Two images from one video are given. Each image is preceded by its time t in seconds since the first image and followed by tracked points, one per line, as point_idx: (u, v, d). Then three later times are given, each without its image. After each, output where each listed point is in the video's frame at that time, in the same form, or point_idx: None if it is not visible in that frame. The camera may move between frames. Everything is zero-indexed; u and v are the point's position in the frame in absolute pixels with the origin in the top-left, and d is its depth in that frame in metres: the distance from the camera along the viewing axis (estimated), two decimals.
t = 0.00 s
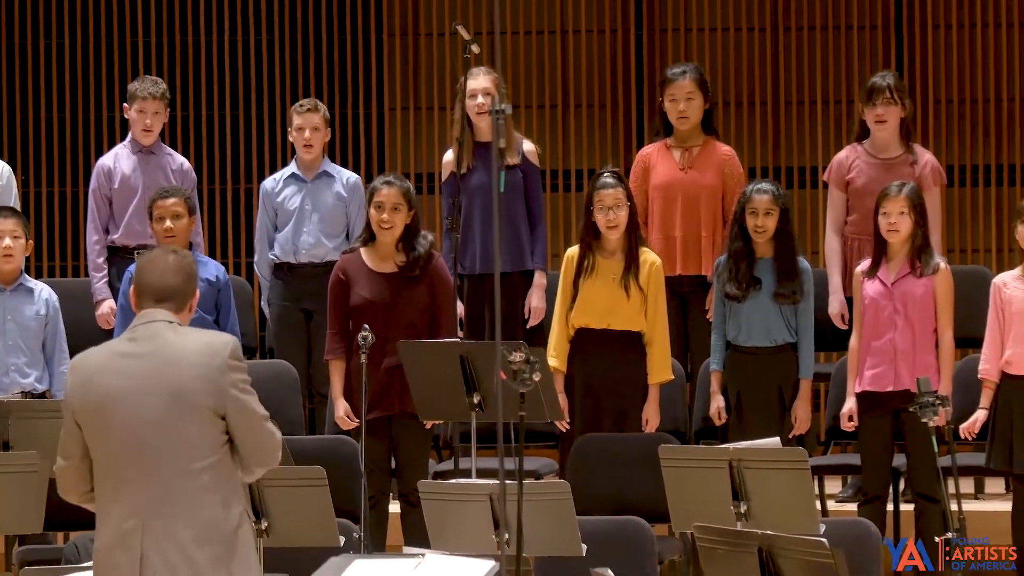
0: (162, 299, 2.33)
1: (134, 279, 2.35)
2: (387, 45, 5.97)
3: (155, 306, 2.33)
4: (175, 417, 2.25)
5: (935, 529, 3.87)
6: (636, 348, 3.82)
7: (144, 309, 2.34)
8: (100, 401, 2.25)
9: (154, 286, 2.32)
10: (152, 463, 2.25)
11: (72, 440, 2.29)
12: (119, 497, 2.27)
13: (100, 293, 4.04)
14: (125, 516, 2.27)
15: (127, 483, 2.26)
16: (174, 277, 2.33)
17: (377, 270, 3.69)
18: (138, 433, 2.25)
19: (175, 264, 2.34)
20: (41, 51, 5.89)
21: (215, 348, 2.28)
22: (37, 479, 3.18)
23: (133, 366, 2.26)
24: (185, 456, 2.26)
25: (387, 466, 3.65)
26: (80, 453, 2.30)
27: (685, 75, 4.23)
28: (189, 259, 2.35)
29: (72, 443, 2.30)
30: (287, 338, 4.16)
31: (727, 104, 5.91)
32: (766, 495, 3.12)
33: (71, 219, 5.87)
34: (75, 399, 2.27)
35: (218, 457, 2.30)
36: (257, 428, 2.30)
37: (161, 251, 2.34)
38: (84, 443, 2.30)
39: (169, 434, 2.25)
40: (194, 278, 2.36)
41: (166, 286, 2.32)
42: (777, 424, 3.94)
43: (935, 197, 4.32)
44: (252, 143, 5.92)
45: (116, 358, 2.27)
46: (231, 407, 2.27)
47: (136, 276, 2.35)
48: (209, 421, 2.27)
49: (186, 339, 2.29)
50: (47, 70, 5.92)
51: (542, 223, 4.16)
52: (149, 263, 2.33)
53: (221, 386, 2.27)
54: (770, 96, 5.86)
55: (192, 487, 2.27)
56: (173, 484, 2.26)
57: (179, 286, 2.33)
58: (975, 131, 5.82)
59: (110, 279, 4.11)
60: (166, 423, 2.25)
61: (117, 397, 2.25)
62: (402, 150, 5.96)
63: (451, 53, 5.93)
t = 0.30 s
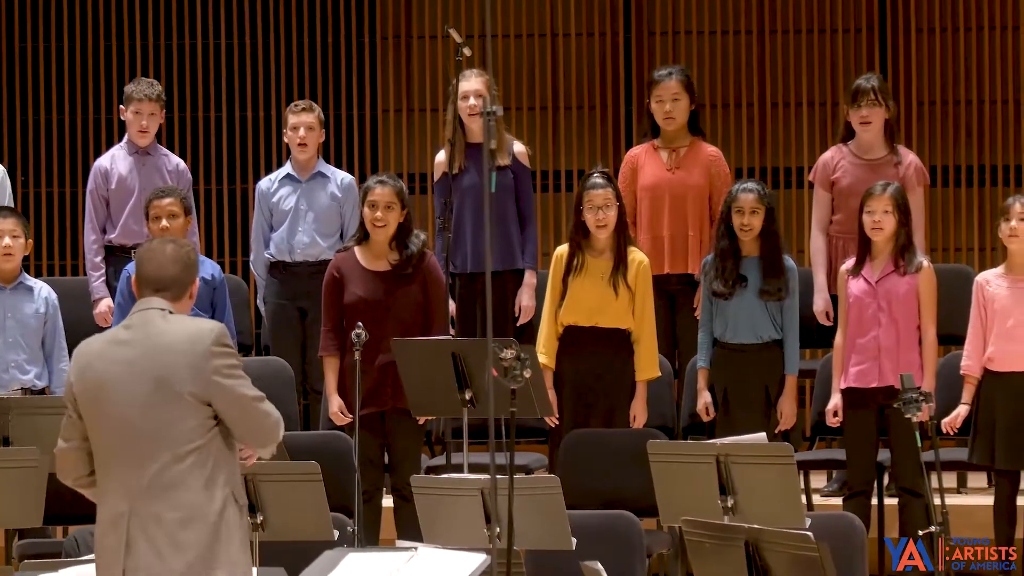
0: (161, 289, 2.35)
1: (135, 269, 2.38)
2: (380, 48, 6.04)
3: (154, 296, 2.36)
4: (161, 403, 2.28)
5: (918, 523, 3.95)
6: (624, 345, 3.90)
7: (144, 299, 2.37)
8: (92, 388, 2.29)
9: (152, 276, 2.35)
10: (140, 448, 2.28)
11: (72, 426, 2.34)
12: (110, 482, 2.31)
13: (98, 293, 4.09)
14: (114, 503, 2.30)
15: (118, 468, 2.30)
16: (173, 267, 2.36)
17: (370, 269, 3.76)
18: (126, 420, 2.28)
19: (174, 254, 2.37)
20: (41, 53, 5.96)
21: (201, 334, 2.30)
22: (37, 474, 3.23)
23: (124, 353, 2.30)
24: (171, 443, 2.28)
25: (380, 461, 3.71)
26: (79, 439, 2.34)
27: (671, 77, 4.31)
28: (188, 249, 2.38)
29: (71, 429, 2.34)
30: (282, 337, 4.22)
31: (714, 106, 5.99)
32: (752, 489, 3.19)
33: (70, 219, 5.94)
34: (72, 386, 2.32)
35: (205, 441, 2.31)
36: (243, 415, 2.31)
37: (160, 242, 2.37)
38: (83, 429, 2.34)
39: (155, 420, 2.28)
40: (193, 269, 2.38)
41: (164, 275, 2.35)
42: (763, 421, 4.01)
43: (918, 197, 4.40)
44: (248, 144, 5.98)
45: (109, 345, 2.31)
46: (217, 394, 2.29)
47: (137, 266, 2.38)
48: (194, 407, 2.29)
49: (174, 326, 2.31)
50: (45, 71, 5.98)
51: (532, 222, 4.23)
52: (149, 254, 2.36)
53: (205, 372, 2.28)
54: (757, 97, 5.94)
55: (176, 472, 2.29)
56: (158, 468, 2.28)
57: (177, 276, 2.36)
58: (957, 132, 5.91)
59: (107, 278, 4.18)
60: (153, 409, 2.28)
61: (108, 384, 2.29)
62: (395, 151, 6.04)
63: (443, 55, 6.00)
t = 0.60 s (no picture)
0: (158, 293, 2.38)
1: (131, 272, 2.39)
2: (372, 50, 6.07)
3: (151, 300, 2.38)
4: (156, 403, 2.29)
5: (905, 521, 3.99)
6: (613, 344, 3.94)
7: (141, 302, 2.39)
8: (88, 389, 2.31)
9: (149, 280, 2.37)
10: (136, 447, 2.30)
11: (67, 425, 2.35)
12: (104, 480, 2.33)
13: (92, 293, 4.13)
14: (107, 503, 2.32)
15: (114, 467, 2.32)
16: (170, 272, 2.37)
17: (363, 269, 3.80)
18: (121, 421, 2.29)
19: (170, 258, 2.38)
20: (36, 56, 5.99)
21: (197, 336, 2.32)
22: (31, 472, 3.26)
23: (121, 355, 2.31)
24: (167, 443, 2.30)
25: (372, 460, 3.75)
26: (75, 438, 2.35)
27: (659, 79, 4.34)
28: (184, 253, 2.39)
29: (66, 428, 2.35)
30: (274, 336, 4.26)
31: (703, 107, 6.03)
32: (740, 488, 3.22)
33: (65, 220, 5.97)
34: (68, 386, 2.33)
35: (201, 440, 2.33)
36: (241, 417, 2.33)
37: (157, 245, 2.38)
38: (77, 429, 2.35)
39: (150, 420, 2.29)
40: (189, 272, 2.40)
41: (160, 279, 2.37)
42: (751, 420, 4.05)
43: (905, 198, 4.44)
44: (241, 146, 6.02)
45: (106, 347, 2.33)
46: (214, 395, 2.31)
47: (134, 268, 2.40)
48: (190, 407, 2.31)
49: (171, 329, 2.33)
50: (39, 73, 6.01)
51: (522, 223, 4.26)
52: (146, 258, 2.37)
53: (201, 373, 2.31)
54: (745, 99, 5.98)
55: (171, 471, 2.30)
56: (153, 467, 2.30)
57: (174, 280, 2.37)
58: (945, 134, 5.96)
59: (101, 278, 4.21)
60: (149, 409, 2.29)
61: (104, 385, 2.30)
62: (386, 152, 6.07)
63: (434, 57, 6.04)
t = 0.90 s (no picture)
0: (154, 299, 2.32)
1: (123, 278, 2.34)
2: (364, 50, 6.10)
3: (146, 306, 2.33)
4: (166, 413, 2.22)
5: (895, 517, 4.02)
6: (603, 342, 3.97)
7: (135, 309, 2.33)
8: (90, 393, 2.23)
9: (145, 286, 2.32)
10: (142, 457, 2.21)
11: (60, 433, 2.26)
12: (105, 490, 2.23)
13: (87, 291, 4.16)
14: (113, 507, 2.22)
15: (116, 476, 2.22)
16: (165, 277, 2.33)
17: (356, 267, 3.83)
18: (127, 430, 2.21)
19: (164, 263, 2.34)
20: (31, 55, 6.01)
21: (205, 350, 2.27)
22: (26, 469, 3.28)
23: (125, 364, 2.24)
24: (174, 454, 2.23)
25: (364, 457, 3.77)
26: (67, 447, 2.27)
27: (649, 80, 4.37)
28: (177, 259, 2.35)
29: (59, 436, 2.26)
30: (267, 333, 4.28)
31: (694, 107, 6.06)
32: (731, 485, 3.25)
33: (60, 219, 5.99)
34: (66, 393, 2.24)
35: (205, 454, 2.27)
36: (244, 436, 2.28)
37: (151, 250, 2.34)
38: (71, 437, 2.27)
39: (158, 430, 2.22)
40: (182, 279, 2.36)
41: (157, 285, 2.32)
42: (742, 417, 4.08)
43: (895, 197, 4.47)
44: (234, 145, 6.04)
45: (108, 355, 2.25)
46: (221, 410, 2.25)
47: (125, 272, 2.35)
48: (197, 420, 2.25)
49: (177, 341, 2.28)
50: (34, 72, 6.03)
51: (514, 222, 4.29)
52: (140, 264, 2.33)
53: (211, 386, 2.25)
54: (735, 100, 6.02)
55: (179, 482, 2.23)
56: (160, 477, 2.22)
57: (170, 286, 2.33)
58: (933, 134, 6.00)
59: (96, 276, 4.24)
60: (157, 420, 2.22)
61: (107, 394, 2.22)
62: (379, 152, 6.10)
63: (426, 57, 6.06)
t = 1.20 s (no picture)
0: (148, 290, 2.31)
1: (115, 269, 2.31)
2: (355, 48, 6.12)
3: (141, 297, 2.31)
4: (183, 406, 2.25)
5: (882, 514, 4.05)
6: (593, 340, 4.00)
7: (129, 299, 2.31)
8: (106, 388, 2.22)
9: (139, 278, 2.29)
10: (157, 449, 2.24)
11: (62, 419, 2.23)
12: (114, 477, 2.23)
13: (81, 289, 4.17)
14: (127, 500, 2.23)
15: (127, 466, 2.23)
16: (158, 270, 2.31)
17: (347, 264, 3.85)
18: (143, 421, 2.23)
19: (156, 254, 2.32)
20: (24, 55, 6.04)
21: (216, 343, 2.30)
22: (20, 465, 3.31)
23: (139, 355, 2.25)
24: (187, 445, 2.26)
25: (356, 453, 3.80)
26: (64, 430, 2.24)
27: (639, 79, 4.40)
28: (169, 250, 2.33)
29: (60, 422, 2.23)
30: (260, 331, 4.31)
31: (682, 107, 6.12)
32: (719, 482, 3.28)
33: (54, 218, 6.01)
34: (75, 381, 2.22)
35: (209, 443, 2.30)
36: (245, 426, 2.33)
37: (142, 242, 2.31)
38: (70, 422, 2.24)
39: (174, 422, 2.25)
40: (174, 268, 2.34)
41: (151, 277, 2.30)
42: (731, 414, 4.12)
43: (883, 195, 4.51)
44: (226, 144, 6.06)
45: (120, 345, 2.25)
46: (228, 402, 2.30)
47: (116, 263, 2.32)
48: (207, 412, 2.28)
49: (187, 332, 2.29)
50: (28, 72, 6.06)
51: (505, 220, 4.32)
52: (133, 256, 2.30)
53: (223, 379, 2.29)
54: (724, 99, 6.06)
55: (190, 473, 2.26)
56: (173, 468, 2.25)
57: (164, 278, 2.31)
58: (921, 134, 6.04)
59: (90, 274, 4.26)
60: (172, 412, 2.25)
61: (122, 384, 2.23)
62: (370, 150, 6.13)
63: (417, 57, 6.09)
